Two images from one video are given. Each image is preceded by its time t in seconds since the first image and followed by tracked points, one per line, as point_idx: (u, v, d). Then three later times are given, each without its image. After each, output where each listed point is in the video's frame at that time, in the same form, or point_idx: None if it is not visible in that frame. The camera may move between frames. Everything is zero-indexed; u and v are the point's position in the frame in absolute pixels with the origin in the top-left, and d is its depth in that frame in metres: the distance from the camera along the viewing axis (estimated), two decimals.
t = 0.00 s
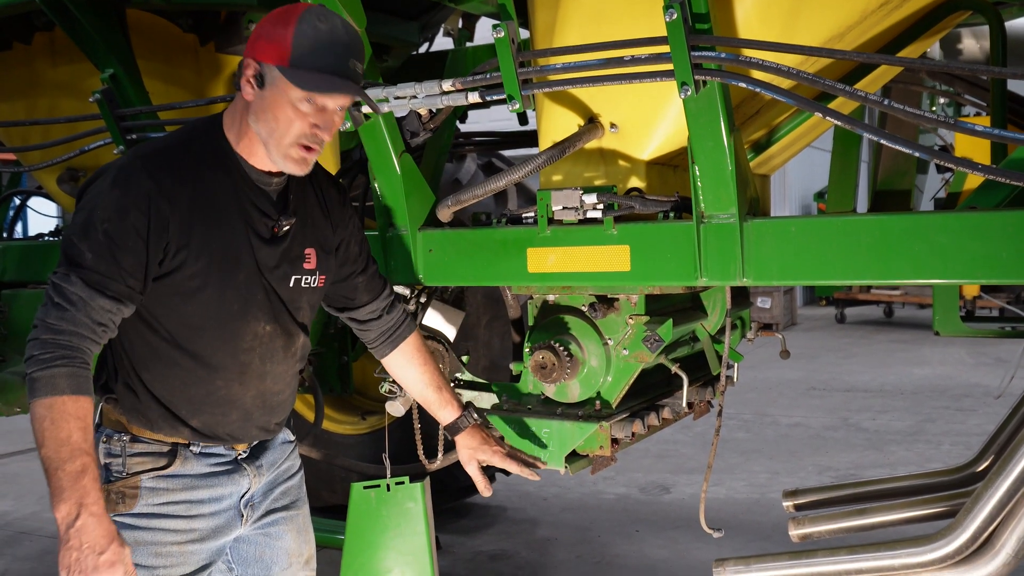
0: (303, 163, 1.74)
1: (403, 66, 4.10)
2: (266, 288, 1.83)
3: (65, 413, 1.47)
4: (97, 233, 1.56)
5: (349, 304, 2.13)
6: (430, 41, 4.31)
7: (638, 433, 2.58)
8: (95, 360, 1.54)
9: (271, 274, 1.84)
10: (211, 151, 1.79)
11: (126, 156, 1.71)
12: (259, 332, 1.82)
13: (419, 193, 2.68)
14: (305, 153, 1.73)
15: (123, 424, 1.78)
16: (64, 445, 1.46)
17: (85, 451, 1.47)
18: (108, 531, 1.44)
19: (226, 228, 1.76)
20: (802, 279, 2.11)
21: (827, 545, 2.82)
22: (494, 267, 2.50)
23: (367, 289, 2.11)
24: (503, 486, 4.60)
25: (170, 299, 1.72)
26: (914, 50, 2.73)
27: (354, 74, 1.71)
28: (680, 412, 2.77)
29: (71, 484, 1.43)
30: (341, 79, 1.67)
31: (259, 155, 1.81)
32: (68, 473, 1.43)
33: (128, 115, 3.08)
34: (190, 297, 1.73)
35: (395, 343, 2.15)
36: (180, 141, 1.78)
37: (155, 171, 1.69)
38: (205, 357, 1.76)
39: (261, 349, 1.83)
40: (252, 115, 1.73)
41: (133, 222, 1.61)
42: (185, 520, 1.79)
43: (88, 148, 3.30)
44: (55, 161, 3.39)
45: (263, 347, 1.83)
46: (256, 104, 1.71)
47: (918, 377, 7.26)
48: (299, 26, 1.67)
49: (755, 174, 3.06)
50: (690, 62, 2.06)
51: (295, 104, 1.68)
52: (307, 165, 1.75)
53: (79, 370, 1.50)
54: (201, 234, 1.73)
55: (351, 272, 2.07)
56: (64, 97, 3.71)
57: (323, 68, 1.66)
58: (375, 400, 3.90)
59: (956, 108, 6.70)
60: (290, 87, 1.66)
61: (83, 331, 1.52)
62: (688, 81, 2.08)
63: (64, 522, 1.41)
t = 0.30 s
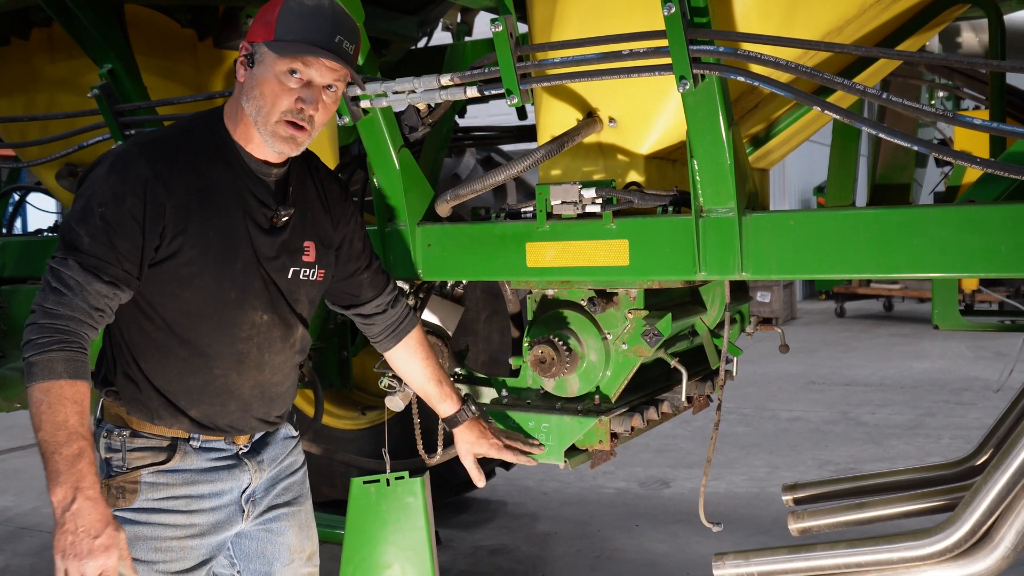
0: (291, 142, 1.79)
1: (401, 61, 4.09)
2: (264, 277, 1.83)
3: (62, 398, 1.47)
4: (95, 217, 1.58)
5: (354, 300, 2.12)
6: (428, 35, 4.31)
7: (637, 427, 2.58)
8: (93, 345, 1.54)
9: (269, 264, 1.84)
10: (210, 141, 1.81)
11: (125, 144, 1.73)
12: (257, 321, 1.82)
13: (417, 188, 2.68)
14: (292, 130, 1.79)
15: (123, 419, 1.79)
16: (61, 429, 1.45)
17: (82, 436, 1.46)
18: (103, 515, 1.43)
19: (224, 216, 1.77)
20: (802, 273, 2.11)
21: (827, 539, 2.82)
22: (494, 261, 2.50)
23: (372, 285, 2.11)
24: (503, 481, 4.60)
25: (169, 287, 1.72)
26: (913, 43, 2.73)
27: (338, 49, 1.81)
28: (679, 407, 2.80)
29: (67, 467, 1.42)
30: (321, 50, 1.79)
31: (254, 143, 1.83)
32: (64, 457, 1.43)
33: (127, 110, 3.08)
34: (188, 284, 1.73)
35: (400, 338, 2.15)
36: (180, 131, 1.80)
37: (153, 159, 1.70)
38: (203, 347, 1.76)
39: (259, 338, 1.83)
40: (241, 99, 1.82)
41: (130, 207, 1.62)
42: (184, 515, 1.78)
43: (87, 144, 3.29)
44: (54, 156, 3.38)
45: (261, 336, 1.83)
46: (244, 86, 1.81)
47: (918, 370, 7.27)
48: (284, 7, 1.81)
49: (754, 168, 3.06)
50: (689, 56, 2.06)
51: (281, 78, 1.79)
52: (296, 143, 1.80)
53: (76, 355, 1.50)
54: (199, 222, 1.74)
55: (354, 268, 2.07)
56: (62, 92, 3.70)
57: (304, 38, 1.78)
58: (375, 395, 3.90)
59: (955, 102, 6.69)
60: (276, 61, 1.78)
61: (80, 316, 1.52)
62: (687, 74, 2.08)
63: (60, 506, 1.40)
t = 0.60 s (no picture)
0: (293, 138, 1.80)
1: (401, 60, 4.09)
2: (266, 274, 1.83)
3: (57, 395, 1.47)
4: (97, 211, 1.58)
5: (356, 300, 2.12)
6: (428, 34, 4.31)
7: (638, 425, 2.59)
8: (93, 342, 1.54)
9: (271, 261, 1.84)
10: (212, 138, 1.81)
11: (128, 140, 1.74)
12: (259, 318, 1.82)
13: (418, 187, 2.68)
14: (294, 126, 1.79)
15: (126, 417, 1.79)
16: (54, 426, 1.45)
17: (74, 434, 1.46)
18: (92, 514, 1.43)
19: (226, 213, 1.77)
20: (803, 270, 2.10)
21: (828, 537, 2.82)
22: (494, 259, 2.50)
23: (375, 285, 2.12)
24: (505, 479, 4.60)
25: (170, 283, 1.72)
26: (914, 41, 2.73)
27: (340, 46, 1.83)
28: (681, 404, 2.79)
29: (58, 465, 1.43)
30: (324, 47, 1.80)
31: (256, 140, 1.83)
32: (55, 454, 1.43)
33: (128, 109, 3.08)
34: (190, 280, 1.73)
35: (401, 338, 2.15)
36: (183, 128, 1.80)
37: (156, 155, 1.71)
38: (204, 343, 1.76)
39: (261, 335, 1.83)
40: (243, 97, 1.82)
41: (131, 202, 1.62)
42: (186, 514, 1.78)
43: (87, 142, 3.29)
44: (55, 155, 3.39)
45: (262, 333, 1.83)
46: (246, 83, 1.81)
47: (919, 368, 7.26)
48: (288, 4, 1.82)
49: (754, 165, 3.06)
50: (689, 54, 2.06)
51: (284, 74, 1.79)
52: (298, 140, 1.80)
53: (75, 351, 1.50)
54: (201, 218, 1.74)
55: (358, 268, 2.08)
56: (62, 91, 3.70)
57: (307, 35, 1.79)
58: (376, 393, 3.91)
59: (956, 99, 6.68)
60: (280, 58, 1.79)
61: (81, 312, 1.52)
62: (688, 72, 2.08)
63: (48, 503, 1.41)
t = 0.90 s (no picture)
0: (309, 147, 1.80)
1: (404, 59, 4.09)
2: (269, 273, 1.84)
3: (70, 394, 1.48)
4: (101, 213, 1.59)
5: (359, 299, 2.12)
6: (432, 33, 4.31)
7: (643, 424, 2.59)
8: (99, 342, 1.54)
9: (274, 261, 1.84)
10: (215, 138, 1.81)
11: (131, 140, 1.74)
12: (263, 318, 1.82)
13: (422, 186, 2.68)
14: (312, 135, 1.79)
15: (129, 417, 1.79)
16: (69, 425, 1.46)
17: (90, 431, 1.47)
18: (112, 509, 1.44)
19: (229, 213, 1.77)
20: (807, 269, 2.10)
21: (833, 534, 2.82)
22: (498, 258, 2.50)
23: (379, 284, 2.12)
24: (510, 478, 4.61)
25: (173, 283, 1.72)
26: (918, 39, 2.72)
27: (360, 56, 1.81)
28: (685, 403, 2.78)
29: (76, 462, 1.44)
30: (345, 58, 1.78)
31: (266, 142, 1.82)
32: (71, 453, 1.44)
33: (132, 109, 3.10)
34: (193, 280, 1.73)
35: (404, 337, 2.15)
36: (185, 128, 1.80)
37: (159, 155, 1.71)
38: (208, 343, 1.77)
39: (265, 335, 1.83)
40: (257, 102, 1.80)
41: (135, 203, 1.63)
42: (190, 514, 1.79)
43: (92, 143, 3.30)
44: (59, 156, 3.39)
45: (266, 333, 1.84)
46: (262, 88, 1.79)
47: (924, 366, 7.26)
48: (307, 10, 1.78)
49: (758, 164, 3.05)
50: (692, 52, 2.07)
51: (303, 83, 1.77)
52: (314, 148, 1.80)
53: (81, 352, 1.50)
54: (203, 219, 1.74)
55: (362, 267, 2.08)
56: (67, 91, 3.70)
57: (328, 45, 1.76)
58: (380, 392, 3.92)
59: (960, 97, 6.67)
60: (299, 66, 1.76)
61: (86, 312, 1.53)
62: (692, 70, 2.09)
63: (68, 500, 1.41)
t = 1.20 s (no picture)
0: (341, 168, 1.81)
1: (408, 58, 4.09)
2: (277, 275, 1.84)
3: (78, 398, 1.47)
4: (112, 214, 1.59)
5: (358, 301, 2.13)
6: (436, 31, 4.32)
7: (645, 424, 2.59)
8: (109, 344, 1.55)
9: (281, 262, 1.85)
10: (223, 139, 1.81)
11: (141, 141, 1.74)
12: (270, 319, 1.83)
13: (426, 185, 2.68)
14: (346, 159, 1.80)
15: (133, 415, 1.79)
16: (76, 429, 1.46)
17: (97, 436, 1.47)
18: (116, 515, 1.45)
19: (238, 214, 1.78)
20: (810, 270, 2.10)
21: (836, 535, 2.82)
22: (502, 258, 2.50)
23: (376, 286, 2.12)
24: (512, 477, 4.61)
25: (182, 285, 1.73)
26: (923, 40, 2.72)
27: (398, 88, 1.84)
28: (688, 404, 2.80)
29: (82, 467, 1.44)
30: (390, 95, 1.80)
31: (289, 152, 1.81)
32: (79, 457, 1.44)
33: (136, 107, 3.12)
34: (202, 281, 1.74)
35: (403, 342, 2.16)
36: (194, 129, 1.80)
37: (169, 157, 1.71)
38: (216, 343, 1.77)
39: (272, 336, 1.84)
40: (293, 120, 1.77)
41: (146, 205, 1.63)
42: (195, 512, 1.79)
43: (96, 140, 3.31)
44: (63, 153, 3.40)
45: (273, 334, 1.84)
46: (303, 109, 1.75)
47: (927, 366, 7.25)
48: (357, 40, 1.76)
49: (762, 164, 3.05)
50: (697, 52, 2.06)
51: (346, 112, 1.76)
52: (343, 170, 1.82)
53: (92, 354, 1.50)
54: (213, 220, 1.74)
55: (360, 268, 2.08)
56: (72, 89, 3.71)
57: (378, 82, 1.76)
58: (383, 391, 3.92)
59: (964, 97, 6.67)
60: (346, 98, 1.75)
61: (97, 314, 1.53)
62: (696, 71, 2.09)
63: (74, 505, 1.42)
